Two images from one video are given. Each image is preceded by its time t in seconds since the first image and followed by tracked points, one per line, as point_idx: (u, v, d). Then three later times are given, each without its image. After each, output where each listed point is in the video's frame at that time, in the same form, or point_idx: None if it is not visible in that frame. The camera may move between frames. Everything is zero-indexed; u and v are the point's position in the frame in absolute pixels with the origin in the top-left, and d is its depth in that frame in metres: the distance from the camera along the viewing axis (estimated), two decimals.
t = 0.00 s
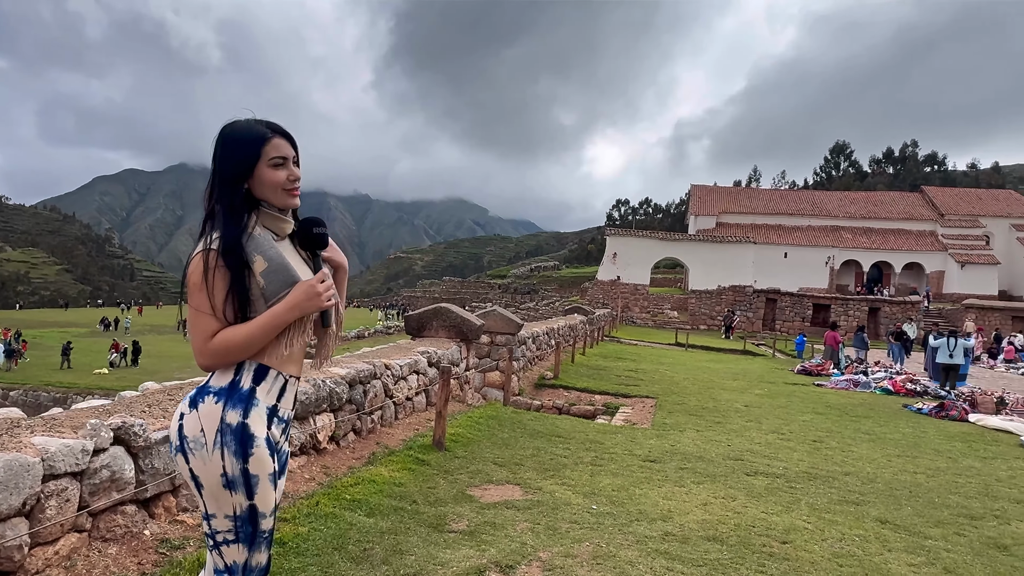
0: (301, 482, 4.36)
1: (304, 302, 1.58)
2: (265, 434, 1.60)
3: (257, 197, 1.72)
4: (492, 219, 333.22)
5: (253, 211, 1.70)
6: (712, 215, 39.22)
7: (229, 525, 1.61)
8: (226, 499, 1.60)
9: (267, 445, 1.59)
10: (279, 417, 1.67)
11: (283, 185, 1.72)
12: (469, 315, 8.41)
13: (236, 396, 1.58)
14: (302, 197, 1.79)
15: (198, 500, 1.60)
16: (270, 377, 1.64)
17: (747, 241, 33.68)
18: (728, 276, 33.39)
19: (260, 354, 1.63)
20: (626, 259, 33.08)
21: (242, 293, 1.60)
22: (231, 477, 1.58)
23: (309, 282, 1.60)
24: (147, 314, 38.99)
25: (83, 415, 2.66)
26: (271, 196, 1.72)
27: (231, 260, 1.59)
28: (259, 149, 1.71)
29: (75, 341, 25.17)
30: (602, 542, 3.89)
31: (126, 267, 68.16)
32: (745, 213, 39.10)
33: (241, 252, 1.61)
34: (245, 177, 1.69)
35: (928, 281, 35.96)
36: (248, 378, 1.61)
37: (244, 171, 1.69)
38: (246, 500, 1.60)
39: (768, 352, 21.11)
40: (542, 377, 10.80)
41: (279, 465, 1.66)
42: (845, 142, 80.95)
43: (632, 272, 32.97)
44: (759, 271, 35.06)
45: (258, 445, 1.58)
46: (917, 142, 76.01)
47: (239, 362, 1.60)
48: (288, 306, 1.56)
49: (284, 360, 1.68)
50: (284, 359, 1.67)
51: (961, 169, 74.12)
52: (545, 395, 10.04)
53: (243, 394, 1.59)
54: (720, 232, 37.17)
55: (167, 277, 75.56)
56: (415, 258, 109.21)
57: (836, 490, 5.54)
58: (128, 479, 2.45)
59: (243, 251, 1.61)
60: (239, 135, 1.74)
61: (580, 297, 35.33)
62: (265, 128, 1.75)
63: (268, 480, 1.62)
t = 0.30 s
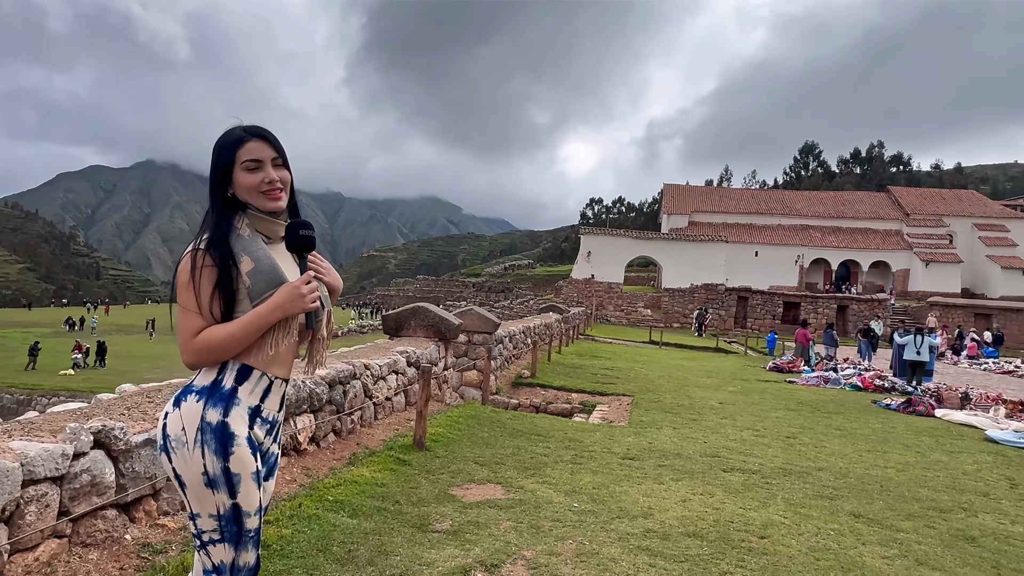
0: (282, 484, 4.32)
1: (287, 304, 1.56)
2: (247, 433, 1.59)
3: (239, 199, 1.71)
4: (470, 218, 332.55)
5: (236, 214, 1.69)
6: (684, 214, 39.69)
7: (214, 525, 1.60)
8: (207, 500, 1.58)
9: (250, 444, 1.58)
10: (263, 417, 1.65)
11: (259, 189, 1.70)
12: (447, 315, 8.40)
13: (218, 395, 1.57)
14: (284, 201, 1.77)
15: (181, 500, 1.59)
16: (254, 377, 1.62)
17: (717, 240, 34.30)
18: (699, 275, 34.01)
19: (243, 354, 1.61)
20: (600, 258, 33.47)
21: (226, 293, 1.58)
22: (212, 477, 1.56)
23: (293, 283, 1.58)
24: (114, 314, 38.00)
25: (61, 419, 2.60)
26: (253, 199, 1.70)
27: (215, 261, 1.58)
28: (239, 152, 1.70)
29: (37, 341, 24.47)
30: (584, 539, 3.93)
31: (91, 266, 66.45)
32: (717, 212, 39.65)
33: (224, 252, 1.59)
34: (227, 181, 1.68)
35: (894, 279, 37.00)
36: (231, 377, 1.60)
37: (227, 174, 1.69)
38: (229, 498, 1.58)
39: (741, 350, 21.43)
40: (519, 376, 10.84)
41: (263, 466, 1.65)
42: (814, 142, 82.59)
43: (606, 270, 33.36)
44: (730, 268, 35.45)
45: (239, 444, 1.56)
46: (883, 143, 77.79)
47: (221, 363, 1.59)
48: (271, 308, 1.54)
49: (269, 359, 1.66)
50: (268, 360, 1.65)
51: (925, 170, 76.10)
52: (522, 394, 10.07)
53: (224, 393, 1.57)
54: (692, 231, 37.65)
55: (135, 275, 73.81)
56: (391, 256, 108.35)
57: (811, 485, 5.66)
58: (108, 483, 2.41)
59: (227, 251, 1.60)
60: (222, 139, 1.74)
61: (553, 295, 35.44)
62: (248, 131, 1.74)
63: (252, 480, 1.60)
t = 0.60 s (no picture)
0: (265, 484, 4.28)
1: (283, 303, 1.55)
2: (243, 430, 1.58)
3: (233, 200, 1.71)
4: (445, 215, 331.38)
5: (229, 214, 1.68)
6: (653, 212, 40.07)
7: (212, 521, 1.59)
8: (205, 497, 1.58)
9: (246, 441, 1.57)
10: (260, 415, 1.65)
11: (249, 190, 1.70)
12: (424, 313, 8.35)
13: (213, 392, 1.56)
14: (277, 202, 1.76)
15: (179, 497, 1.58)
16: (250, 375, 1.62)
17: (687, 237, 34.63)
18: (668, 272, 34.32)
19: (239, 353, 1.60)
20: (571, 255, 33.65)
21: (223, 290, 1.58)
22: (209, 473, 1.56)
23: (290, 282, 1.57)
24: (74, 314, 36.89)
25: (42, 421, 2.54)
26: (245, 200, 1.70)
27: (211, 261, 1.57)
28: (231, 153, 1.69)
29: None
30: (569, 534, 3.98)
31: (50, 264, 64.44)
32: (686, 209, 40.14)
33: (220, 251, 1.59)
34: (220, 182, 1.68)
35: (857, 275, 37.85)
36: (227, 374, 1.60)
37: (222, 176, 1.70)
38: (226, 495, 1.58)
39: (710, 346, 21.75)
40: (494, 373, 10.87)
41: (260, 462, 1.65)
42: (779, 141, 84.09)
43: (577, 267, 33.53)
44: (699, 265, 36.35)
45: (236, 441, 1.55)
46: (846, 142, 79.53)
47: (218, 360, 1.58)
48: (266, 307, 1.53)
49: (264, 358, 1.65)
50: (263, 358, 1.64)
51: (886, 169, 78.09)
52: (497, 391, 10.11)
53: (220, 390, 1.57)
54: (661, 228, 38.05)
55: (96, 274, 71.81)
56: (363, 254, 107.18)
57: (785, 477, 5.80)
58: (93, 486, 2.37)
59: (223, 250, 1.60)
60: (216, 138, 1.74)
61: (525, 292, 35.45)
62: (238, 132, 1.74)
63: (249, 477, 1.60)
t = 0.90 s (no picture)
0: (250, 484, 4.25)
1: (287, 305, 1.57)
2: (253, 427, 1.60)
3: (233, 202, 1.73)
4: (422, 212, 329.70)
5: (231, 216, 1.70)
6: (626, 208, 40.45)
7: (225, 518, 1.60)
8: (218, 493, 1.59)
9: (256, 438, 1.59)
10: (267, 412, 1.66)
11: (251, 193, 1.72)
12: (404, 310, 8.32)
13: (223, 390, 1.58)
14: (278, 204, 1.78)
15: (191, 494, 1.59)
16: (257, 373, 1.63)
17: (659, 233, 35.07)
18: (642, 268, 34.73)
19: (246, 352, 1.61)
20: (546, 251, 33.84)
21: (228, 289, 1.60)
22: (220, 470, 1.57)
23: (293, 284, 1.59)
24: (35, 313, 35.79)
25: (29, 422, 2.50)
26: (247, 203, 1.72)
27: (215, 262, 1.59)
28: (233, 157, 1.72)
29: None
30: (557, 528, 4.03)
31: (10, 262, 62.48)
32: (658, 206, 40.54)
33: (223, 253, 1.61)
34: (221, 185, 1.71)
35: (825, 270, 38.58)
36: (235, 373, 1.61)
37: (222, 179, 1.72)
38: (238, 491, 1.59)
39: (684, 342, 22.02)
40: (473, 370, 10.91)
41: (270, 458, 1.66)
42: (749, 139, 85.35)
43: (552, 264, 33.71)
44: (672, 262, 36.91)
45: (245, 437, 1.57)
46: (815, 141, 81.01)
47: (224, 360, 1.59)
48: (270, 309, 1.55)
49: (271, 357, 1.66)
50: (269, 357, 1.65)
51: (853, 167, 79.73)
52: (476, 388, 10.13)
53: (229, 389, 1.58)
54: (634, 225, 38.41)
55: (59, 272, 69.84)
56: (338, 250, 106.01)
57: (764, 470, 5.93)
58: (83, 488, 2.35)
59: (226, 253, 1.62)
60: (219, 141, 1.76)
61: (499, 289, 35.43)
62: (241, 135, 1.75)
63: (260, 472, 1.61)
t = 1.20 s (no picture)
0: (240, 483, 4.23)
1: (290, 306, 1.61)
2: (259, 426, 1.63)
3: (234, 208, 1.74)
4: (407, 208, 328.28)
5: (231, 222, 1.72)
6: (610, 205, 40.78)
7: (235, 517, 1.62)
8: (226, 491, 1.61)
9: (263, 437, 1.62)
10: (271, 411, 1.69)
11: (253, 202, 1.74)
12: (391, 308, 8.29)
13: (229, 391, 1.60)
14: (278, 211, 1.80)
15: (198, 494, 1.61)
16: (261, 373, 1.66)
17: (643, 231, 35.30)
18: (625, 265, 35.01)
19: (250, 352, 1.64)
20: (530, 249, 33.95)
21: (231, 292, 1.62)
22: (230, 469, 1.59)
23: (296, 287, 1.63)
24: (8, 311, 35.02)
25: (21, 423, 2.49)
26: (247, 209, 1.74)
27: (219, 265, 1.61)
28: (236, 163, 1.73)
29: None
30: (548, 524, 4.07)
31: None
32: (641, 203, 40.78)
33: (226, 257, 1.63)
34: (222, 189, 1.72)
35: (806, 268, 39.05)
36: (240, 373, 1.63)
37: (221, 185, 1.73)
38: (247, 490, 1.61)
39: (667, 338, 22.20)
40: (459, 367, 10.92)
41: (274, 454, 1.69)
42: (730, 137, 86.04)
43: (536, 261, 33.83)
44: (655, 259, 37.18)
45: (253, 437, 1.59)
46: (795, 139, 81.88)
47: (227, 361, 1.62)
48: (274, 311, 1.58)
49: (273, 357, 1.69)
50: (272, 358, 1.68)
51: (832, 165, 80.76)
52: (463, 385, 10.14)
53: (235, 389, 1.61)
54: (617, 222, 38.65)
55: (33, 269, 68.37)
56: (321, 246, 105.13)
57: (749, 466, 6.03)
58: (76, 488, 2.34)
59: (229, 257, 1.64)
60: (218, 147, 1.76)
61: (483, 286, 35.42)
62: (242, 140, 1.77)
63: (267, 470, 1.64)
